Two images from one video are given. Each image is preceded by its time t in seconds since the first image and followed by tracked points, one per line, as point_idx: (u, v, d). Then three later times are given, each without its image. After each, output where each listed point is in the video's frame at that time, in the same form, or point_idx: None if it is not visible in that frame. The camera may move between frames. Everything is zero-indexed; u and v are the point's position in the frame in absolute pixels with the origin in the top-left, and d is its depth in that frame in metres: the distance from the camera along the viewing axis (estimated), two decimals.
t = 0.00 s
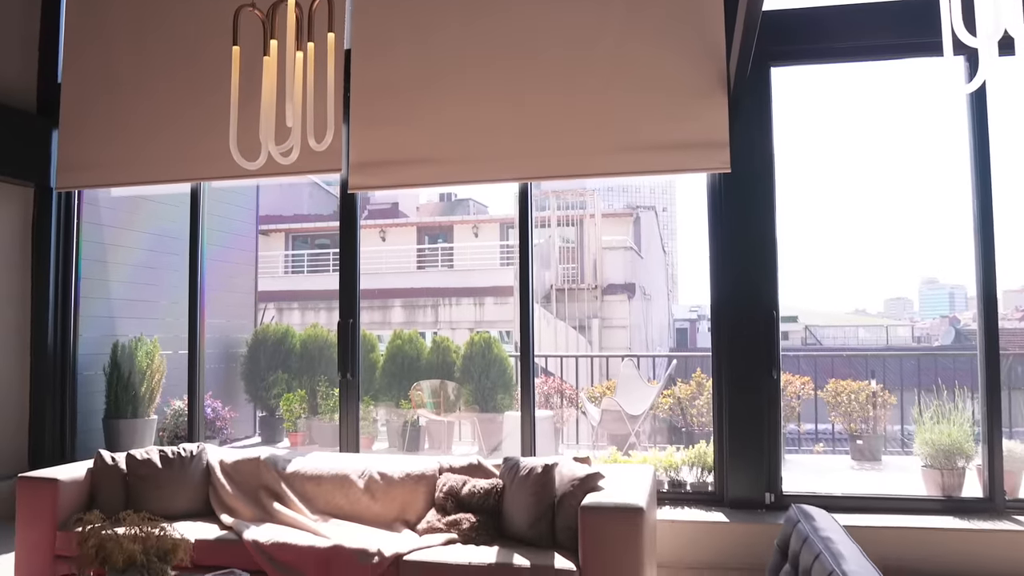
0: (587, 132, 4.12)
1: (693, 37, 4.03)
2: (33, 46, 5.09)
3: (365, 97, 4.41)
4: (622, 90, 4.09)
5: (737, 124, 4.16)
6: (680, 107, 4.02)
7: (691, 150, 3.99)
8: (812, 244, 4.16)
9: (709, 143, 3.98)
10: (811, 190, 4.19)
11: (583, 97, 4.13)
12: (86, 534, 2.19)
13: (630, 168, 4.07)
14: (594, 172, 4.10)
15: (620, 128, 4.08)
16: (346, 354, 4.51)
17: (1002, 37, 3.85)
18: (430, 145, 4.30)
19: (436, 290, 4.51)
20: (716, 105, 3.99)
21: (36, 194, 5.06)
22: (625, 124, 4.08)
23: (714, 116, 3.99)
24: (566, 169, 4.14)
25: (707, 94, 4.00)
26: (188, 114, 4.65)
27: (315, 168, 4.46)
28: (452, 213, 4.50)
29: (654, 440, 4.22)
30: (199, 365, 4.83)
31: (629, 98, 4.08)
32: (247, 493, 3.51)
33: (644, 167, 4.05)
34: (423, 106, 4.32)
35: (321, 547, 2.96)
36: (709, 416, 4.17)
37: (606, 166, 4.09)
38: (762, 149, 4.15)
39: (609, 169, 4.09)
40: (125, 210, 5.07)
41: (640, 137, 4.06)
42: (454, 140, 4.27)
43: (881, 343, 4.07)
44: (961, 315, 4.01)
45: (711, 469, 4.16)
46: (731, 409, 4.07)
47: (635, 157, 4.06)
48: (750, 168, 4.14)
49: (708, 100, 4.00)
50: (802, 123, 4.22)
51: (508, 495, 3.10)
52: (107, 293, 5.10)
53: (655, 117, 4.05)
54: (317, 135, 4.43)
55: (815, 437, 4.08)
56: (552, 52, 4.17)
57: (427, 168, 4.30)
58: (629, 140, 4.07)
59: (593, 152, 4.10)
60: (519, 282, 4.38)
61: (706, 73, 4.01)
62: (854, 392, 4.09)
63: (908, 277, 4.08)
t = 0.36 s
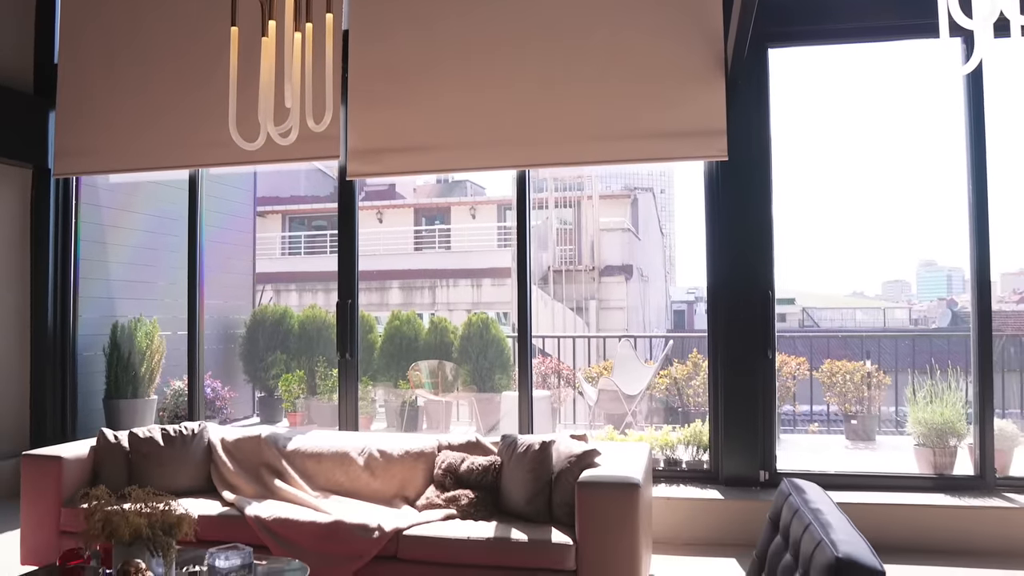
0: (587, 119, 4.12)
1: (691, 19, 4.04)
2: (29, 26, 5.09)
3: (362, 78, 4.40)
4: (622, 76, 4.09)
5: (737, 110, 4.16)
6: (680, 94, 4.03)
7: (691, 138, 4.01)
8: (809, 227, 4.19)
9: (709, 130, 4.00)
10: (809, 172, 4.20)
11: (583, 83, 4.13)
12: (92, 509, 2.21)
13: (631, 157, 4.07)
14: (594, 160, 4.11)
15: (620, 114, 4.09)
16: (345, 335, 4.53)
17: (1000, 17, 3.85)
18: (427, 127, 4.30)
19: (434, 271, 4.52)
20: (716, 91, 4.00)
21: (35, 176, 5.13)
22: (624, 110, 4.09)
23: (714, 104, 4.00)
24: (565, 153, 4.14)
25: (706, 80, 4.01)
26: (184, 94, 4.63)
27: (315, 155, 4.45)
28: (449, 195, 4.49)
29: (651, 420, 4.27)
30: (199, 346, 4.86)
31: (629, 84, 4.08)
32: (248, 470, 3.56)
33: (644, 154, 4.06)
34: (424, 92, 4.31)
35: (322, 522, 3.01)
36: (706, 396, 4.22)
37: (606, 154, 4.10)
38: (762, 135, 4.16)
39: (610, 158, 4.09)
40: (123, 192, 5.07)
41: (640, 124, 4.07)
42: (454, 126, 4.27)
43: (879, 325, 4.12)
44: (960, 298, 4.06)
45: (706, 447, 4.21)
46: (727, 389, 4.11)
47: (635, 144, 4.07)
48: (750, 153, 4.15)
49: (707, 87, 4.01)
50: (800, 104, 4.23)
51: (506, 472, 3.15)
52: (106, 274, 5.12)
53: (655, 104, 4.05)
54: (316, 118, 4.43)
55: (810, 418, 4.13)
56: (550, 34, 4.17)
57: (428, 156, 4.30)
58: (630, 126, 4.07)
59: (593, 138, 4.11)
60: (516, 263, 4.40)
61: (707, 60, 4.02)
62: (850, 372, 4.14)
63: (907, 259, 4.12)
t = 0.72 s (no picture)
0: (587, 106, 4.13)
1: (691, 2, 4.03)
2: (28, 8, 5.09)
3: (361, 61, 4.39)
4: (622, 62, 4.09)
5: (737, 97, 4.17)
6: (680, 81, 4.03)
7: (691, 127, 4.02)
8: (808, 210, 4.21)
9: (709, 119, 4.01)
10: (808, 156, 4.22)
11: (583, 69, 4.13)
12: (100, 486, 2.26)
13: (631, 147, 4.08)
14: (594, 147, 4.12)
15: (619, 100, 4.09)
16: (345, 316, 4.56)
17: None
18: (426, 110, 4.30)
19: (433, 254, 4.55)
20: (716, 79, 4.00)
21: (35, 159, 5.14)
22: (624, 99, 4.09)
23: (714, 92, 4.00)
24: (565, 139, 4.15)
25: (706, 66, 4.01)
26: (182, 77, 4.62)
27: (314, 141, 4.45)
28: (447, 177, 4.50)
29: (649, 401, 4.32)
30: (199, 328, 4.89)
31: (630, 71, 4.08)
32: (251, 450, 3.60)
33: (644, 143, 4.07)
34: (424, 79, 4.31)
35: (325, 500, 3.05)
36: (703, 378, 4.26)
37: (606, 142, 4.10)
38: (762, 119, 4.16)
39: (609, 145, 4.10)
40: (124, 175, 5.08)
41: (640, 113, 4.07)
42: (454, 113, 4.27)
43: (877, 310, 4.16)
44: (959, 282, 4.09)
45: (704, 428, 4.26)
46: (724, 371, 4.15)
47: (635, 133, 4.08)
48: (750, 138, 4.16)
49: (707, 74, 4.01)
50: (799, 88, 4.23)
51: (506, 451, 3.20)
52: (107, 258, 5.13)
53: (656, 92, 4.05)
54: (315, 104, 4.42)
55: (807, 400, 4.17)
56: (550, 16, 4.16)
57: (428, 144, 4.30)
58: (631, 117, 4.08)
59: (592, 127, 4.12)
60: (516, 246, 4.42)
61: (707, 45, 4.01)
62: (847, 355, 4.19)
63: (907, 244, 4.15)
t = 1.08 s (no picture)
0: (587, 96, 4.13)
1: None
2: None
3: (361, 46, 4.39)
4: (622, 52, 4.09)
5: (737, 85, 4.17)
6: (680, 72, 4.04)
7: (691, 119, 4.03)
8: (807, 195, 4.22)
9: (709, 111, 4.02)
10: (808, 141, 4.22)
11: (583, 59, 4.13)
12: (109, 468, 2.30)
13: (632, 139, 4.09)
14: (595, 137, 4.13)
15: (619, 90, 4.10)
16: (346, 302, 4.58)
17: None
18: (426, 96, 4.31)
19: (433, 240, 4.56)
20: (717, 65, 4.01)
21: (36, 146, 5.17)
22: (625, 89, 4.10)
23: (715, 84, 4.01)
24: (565, 129, 4.16)
25: (707, 56, 4.01)
26: (182, 62, 4.62)
27: (315, 127, 4.46)
28: (447, 163, 4.52)
29: (649, 386, 4.35)
30: (202, 314, 4.91)
31: (630, 60, 4.09)
32: (255, 433, 3.64)
33: (644, 134, 4.08)
34: (424, 68, 4.30)
35: (329, 481, 3.10)
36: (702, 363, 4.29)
37: (606, 132, 4.12)
38: (762, 106, 4.17)
39: (609, 131, 4.11)
40: (126, 162, 5.09)
41: (640, 105, 4.08)
42: (455, 103, 4.27)
43: (877, 296, 4.18)
44: (959, 269, 4.11)
45: (703, 412, 4.30)
46: (723, 356, 4.18)
47: (635, 120, 4.09)
48: (751, 126, 4.16)
49: (708, 64, 4.01)
50: (800, 74, 4.23)
51: (508, 432, 3.24)
52: (110, 243, 5.15)
53: (656, 83, 4.06)
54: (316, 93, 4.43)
55: (806, 385, 4.20)
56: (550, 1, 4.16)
57: (429, 135, 4.31)
58: (632, 110, 4.09)
59: (593, 114, 4.13)
60: (516, 232, 4.43)
61: (708, 30, 4.01)
62: (846, 340, 4.22)
63: (908, 230, 4.16)
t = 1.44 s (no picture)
0: (587, 90, 4.15)
1: None
2: None
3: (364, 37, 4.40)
4: (624, 43, 4.10)
5: (738, 76, 4.18)
6: (680, 65, 4.06)
7: (691, 115, 4.05)
8: (808, 185, 4.24)
9: (709, 107, 4.03)
10: (809, 131, 4.24)
11: (584, 52, 4.14)
12: (118, 452, 2.33)
13: (631, 134, 4.11)
14: (594, 132, 4.15)
15: (619, 84, 4.12)
16: (348, 292, 4.61)
17: None
18: (428, 87, 4.32)
19: (434, 230, 4.58)
20: (718, 56, 4.02)
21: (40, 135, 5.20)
22: (625, 83, 4.11)
23: (715, 77, 4.02)
24: (565, 123, 4.18)
25: (707, 49, 4.03)
26: (184, 51, 4.63)
27: (317, 117, 4.47)
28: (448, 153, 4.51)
29: (650, 374, 4.38)
30: (205, 303, 4.94)
31: (630, 53, 4.10)
32: (260, 420, 3.68)
33: (644, 130, 4.10)
34: (425, 62, 4.31)
35: (334, 467, 3.14)
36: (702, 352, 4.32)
37: (606, 128, 4.13)
38: (762, 98, 4.18)
39: (610, 121, 4.13)
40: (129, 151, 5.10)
41: (640, 101, 4.10)
42: (455, 96, 4.29)
43: (880, 286, 4.20)
44: (960, 259, 4.13)
45: (703, 400, 4.33)
46: (722, 345, 4.21)
47: (636, 111, 4.10)
48: (751, 117, 4.17)
49: (708, 58, 4.03)
50: (800, 63, 4.24)
51: (510, 420, 3.27)
52: (113, 233, 5.17)
53: (656, 77, 4.08)
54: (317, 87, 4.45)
55: (806, 374, 4.24)
56: None
57: (429, 130, 4.33)
58: (631, 107, 4.11)
59: (593, 105, 4.14)
60: (517, 222, 4.46)
61: (709, 20, 4.02)
62: (846, 329, 4.24)
63: (910, 220, 4.18)
